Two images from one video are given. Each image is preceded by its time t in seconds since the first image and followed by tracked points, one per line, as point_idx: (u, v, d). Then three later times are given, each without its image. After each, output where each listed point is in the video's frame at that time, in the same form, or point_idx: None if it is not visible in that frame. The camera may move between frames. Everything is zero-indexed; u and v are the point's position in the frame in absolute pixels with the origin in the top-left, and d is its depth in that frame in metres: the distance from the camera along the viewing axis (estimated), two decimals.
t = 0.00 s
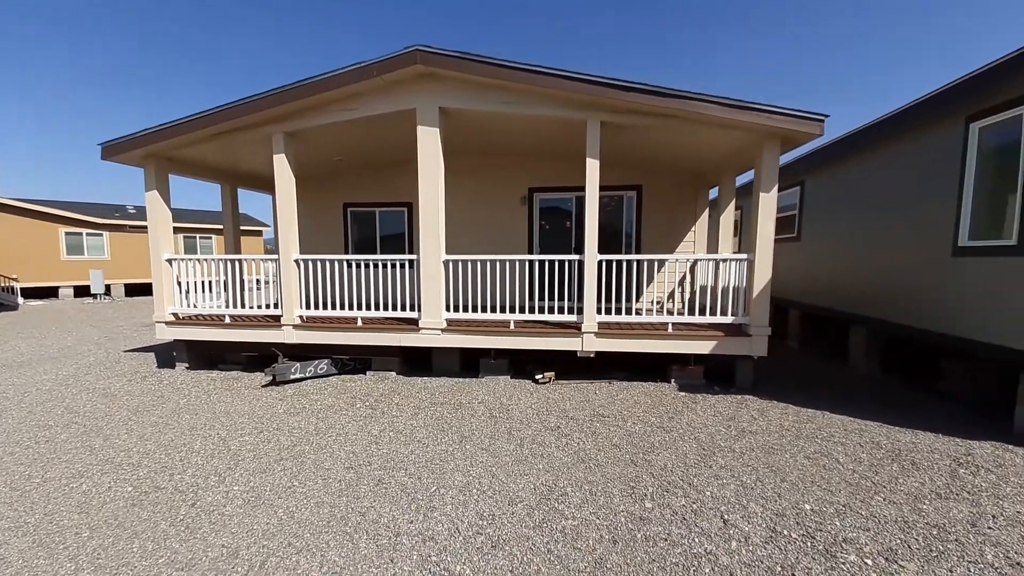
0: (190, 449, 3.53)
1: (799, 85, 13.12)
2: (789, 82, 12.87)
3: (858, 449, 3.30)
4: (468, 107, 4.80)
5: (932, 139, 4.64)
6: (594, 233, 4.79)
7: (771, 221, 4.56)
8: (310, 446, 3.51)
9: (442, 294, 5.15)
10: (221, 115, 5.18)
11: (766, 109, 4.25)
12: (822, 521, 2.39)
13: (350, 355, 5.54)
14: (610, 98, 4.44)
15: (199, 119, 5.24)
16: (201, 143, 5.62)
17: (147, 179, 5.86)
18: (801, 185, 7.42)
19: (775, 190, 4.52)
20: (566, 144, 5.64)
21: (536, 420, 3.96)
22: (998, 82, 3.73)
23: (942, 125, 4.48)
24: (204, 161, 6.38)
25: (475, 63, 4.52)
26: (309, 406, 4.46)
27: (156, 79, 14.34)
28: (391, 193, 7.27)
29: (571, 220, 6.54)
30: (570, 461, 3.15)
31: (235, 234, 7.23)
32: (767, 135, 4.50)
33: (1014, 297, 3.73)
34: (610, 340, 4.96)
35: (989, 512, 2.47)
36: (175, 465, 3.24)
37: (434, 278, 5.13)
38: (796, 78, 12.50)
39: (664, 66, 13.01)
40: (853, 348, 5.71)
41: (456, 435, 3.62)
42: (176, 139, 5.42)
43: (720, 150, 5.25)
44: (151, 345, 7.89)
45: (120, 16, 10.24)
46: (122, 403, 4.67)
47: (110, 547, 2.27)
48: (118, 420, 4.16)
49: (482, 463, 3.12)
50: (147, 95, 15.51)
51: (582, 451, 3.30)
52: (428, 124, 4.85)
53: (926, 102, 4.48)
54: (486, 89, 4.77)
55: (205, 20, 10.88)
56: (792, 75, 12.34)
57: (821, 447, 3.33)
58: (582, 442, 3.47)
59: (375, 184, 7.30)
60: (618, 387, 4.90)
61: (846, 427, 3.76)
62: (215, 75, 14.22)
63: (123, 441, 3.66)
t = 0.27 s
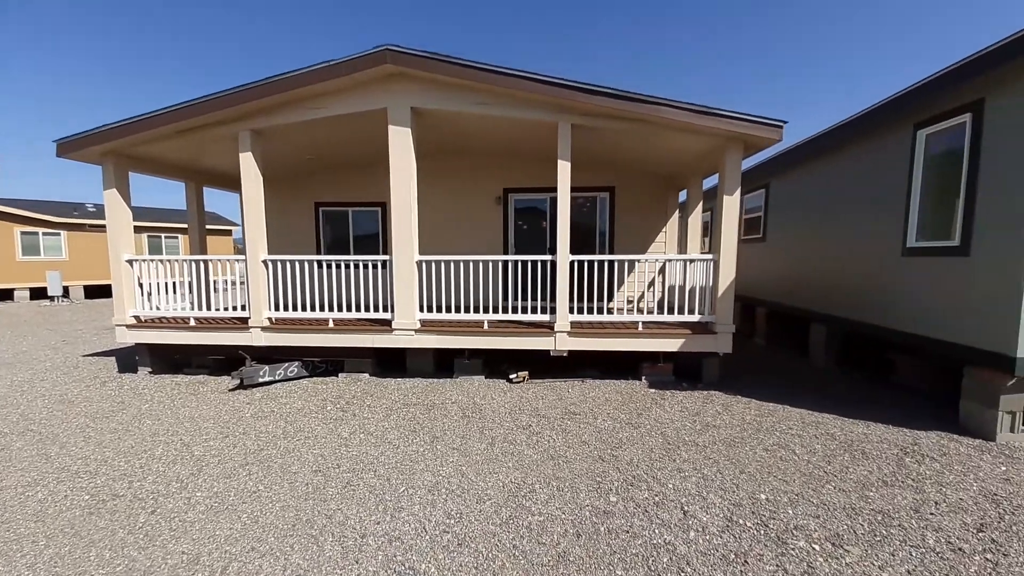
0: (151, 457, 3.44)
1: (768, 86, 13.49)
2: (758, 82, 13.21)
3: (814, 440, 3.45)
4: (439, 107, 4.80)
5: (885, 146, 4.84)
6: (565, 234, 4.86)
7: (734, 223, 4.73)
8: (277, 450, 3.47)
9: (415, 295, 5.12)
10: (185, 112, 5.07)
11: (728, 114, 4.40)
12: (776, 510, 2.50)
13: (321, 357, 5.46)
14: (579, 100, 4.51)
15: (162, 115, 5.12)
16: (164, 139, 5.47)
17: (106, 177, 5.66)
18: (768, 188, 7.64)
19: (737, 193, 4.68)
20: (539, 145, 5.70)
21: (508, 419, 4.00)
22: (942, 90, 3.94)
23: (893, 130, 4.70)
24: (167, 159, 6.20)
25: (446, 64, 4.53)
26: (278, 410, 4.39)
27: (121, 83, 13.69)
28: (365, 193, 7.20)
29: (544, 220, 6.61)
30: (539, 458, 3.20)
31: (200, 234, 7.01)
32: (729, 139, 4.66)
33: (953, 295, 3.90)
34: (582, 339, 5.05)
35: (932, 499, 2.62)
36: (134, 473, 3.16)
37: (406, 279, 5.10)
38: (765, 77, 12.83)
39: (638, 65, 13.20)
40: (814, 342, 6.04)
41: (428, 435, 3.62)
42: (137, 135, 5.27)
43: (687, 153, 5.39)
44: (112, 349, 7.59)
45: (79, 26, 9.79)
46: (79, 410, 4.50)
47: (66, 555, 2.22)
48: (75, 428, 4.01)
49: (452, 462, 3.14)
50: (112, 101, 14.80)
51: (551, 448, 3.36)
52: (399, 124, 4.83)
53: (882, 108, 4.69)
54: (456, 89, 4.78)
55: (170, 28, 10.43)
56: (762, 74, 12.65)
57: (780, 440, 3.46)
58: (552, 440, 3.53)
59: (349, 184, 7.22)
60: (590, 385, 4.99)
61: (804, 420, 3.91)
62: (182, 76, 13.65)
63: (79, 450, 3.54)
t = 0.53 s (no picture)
0: (117, 461, 3.37)
1: (751, 87, 13.62)
2: (742, 82, 13.33)
3: (785, 437, 3.51)
4: (417, 106, 4.76)
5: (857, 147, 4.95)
6: (544, 233, 4.86)
7: (711, 223, 4.79)
8: (248, 453, 3.41)
9: (394, 295, 5.05)
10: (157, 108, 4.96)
11: (704, 116, 4.45)
12: (744, 507, 2.53)
13: (298, 358, 5.38)
14: (557, 100, 4.52)
15: (133, 110, 5.01)
16: (136, 135, 5.35)
17: (74, 173, 5.50)
18: (746, 189, 7.76)
19: (714, 194, 4.74)
20: (519, 145, 5.69)
21: (486, 419, 3.98)
22: (910, 94, 4.04)
23: (865, 133, 4.80)
24: (139, 155, 6.05)
25: (424, 62, 4.50)
26: (252, 413, 4.31)
27: (95, 77, 13.32)
28: (346, 191, 7.11)
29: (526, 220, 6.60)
30: (515, 458, 3.19)
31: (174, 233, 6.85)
32: (705, 140, 4.71)
33: (921, 294, 4.00)
34: (562, 338, 5.06)
35: (896, 494, 2.68)
36: (98, 479, 3.09)
37: (385, 279, 5.03)
38: (749, 77, 12.95)
39: (624, 65, 13.28)
40: (791, 340, 6.20)
41: (403, 436, 3.59)
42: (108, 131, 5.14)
43: (666, 154, 5.44)
44: (83, 351, 7.37)
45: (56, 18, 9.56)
46: (45, 414, 4.37)
47: (24, 562, 2.18)
48: (39, 433, 3.90)
49: (426, 463, 3.11)
50: (85, 96, 14.39)
51: (527, 448, 3.35)
52: (377, 122, 4.78)
53: (852, 112, 4.81)
54: (435, 88, 4.75)
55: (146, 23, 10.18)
56: (746, 75, 12.77)
57: (753, 437, 3.51)
58: (528, 439, 3.52)
59: (328, 182, 7.11)
60: (570, 384, 5.00)
61: (777, 417, 3.97)
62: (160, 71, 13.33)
63: (42, 456, 3.44)
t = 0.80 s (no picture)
0: (83, 466, 3.28)
1: (741, 85, 13.59)
2: (732, 81, 13.31)
3: (766, 438, 3.48)
4: (397, 103, 4.69)
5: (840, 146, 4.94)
6: (527, 232, 4.81)
7: (695, 222, 4.76)
8: (219, 458, 3.32)
9: (375, 295, 4.96)
10: (132, 104, 4.86)
11: (686, 114, 4.41)
12: (719, 510, 2.49)
13: (278, 359, 5.28)
14: (539, 98, 4.47)
15: (107, 107, 4.90)
16: (111, 132, 5.24)
17: (47, 171, 5.38)
18: (733, 189, 7.75)
19: (697, 193, 4.71)
20: (503, 143, 5.63)
21: (466, 421, 3.91)
22: (891, 93, 4.02)
23: (848, 132, 4.79)
24: (116, 153, 5.93)
25: (403, 58, 4.43)
26: (227, 416, 4.22)
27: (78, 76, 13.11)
28: (330, 189, 7.01)
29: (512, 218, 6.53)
30: (491, 461, 3.13)
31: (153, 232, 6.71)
32: (688, 138, 4.68)
33: (902, 293, 3.98)
34: (545, 338, 5.01)
35: (873, 496, 2.66)
36: (61, 485, 3.00)
37: (365, 278, 4.94)
38: (739, 75, 12.92)
39: (614, 65, 13.25)
40: (776, 337, 6.21)
41: (379, 439, 3.51)
42: (82, 128, 5.04)
43: (650, 152, 5.40)
44: (61, 353, 7.22)
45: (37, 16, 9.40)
46: (13, 418, 4.26)
47: None
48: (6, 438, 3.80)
49: (400, 467, 3.03)
50: (69, 95, 14.16)
51: (504, 451, 3.29)
52: (357, 119, 4.71)
53: (835, 110, 4.80)
54: (415, 85, 4.68)
55: (127, 19, 9.99)
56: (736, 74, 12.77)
57: (733, 438, 3.48)
58: (506, 442, 3.46)
59: (312, 180, 7.01)
60: (554, 385, 4.94)
61: (759, 417, 3.94)
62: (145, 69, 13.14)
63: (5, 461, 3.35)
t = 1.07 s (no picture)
0: (51, 473, 3.17)
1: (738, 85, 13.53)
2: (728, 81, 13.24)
3: (755, 443, 3.40)
4: (382, 99, 4.59)
5: (832, 145, 4.87)
6: (514, 232, 4.71)
7: (685, 222, 4.68)
8: (190, 465, 3.21)
9: (360, 297, 4.85)
10: (110, 100, 4.75)
11: (676, 113, 4.34)
12: (703, 520, 2.41)
13: (261, 361, 5.18)
14: (526, 95, 4.37)
15: (86, 102, 4.79)
16: (90, 129, 5.13)
17: (24, 168, 5.25)
18: (726, 189, 7.68)
19: (687, 193, 4.63)
20: (492, 141, 5.53)
21: (450, 425, 3.81)
22: (884, 91, 3.95)
23: (840, 131, 4.72)
24: (97, 150, 5.82)
25: (387, 53, 4.32)
26: (205, 420, 4.11)
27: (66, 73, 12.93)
28: (317, 188, 6.90)
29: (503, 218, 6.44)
30: (473, 468, 3.03)
31: (136, 230, 6.58)
32: (678, 137, 4.59)
33: (894, 295, 3.92)
34: (533, 340, 4.92)
35: (862, 504, 2.58)
36: (25, 492, 2.89)
37: (349, 279, 4.82)
38: (735, 75, 12.86)
39: (609, 64, 13.17)
40: (768, 338, 6.19)
41: (358, 444, 3.42)
42: (60, 124, 4.93)
43: (640, 151, 5.31)
44: (43, 354, 7.08)
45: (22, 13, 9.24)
46: None
47: None
48: None
49: (376, 475, 2.93)
50: (56, 92, 13.97)
51: (486, 457, 3.19)
52: (341, 116, 4.60)
53: (826, 109, 4.74)
54: (400, 81, 4.58)
55: (114, 15, 9.85)
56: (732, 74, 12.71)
57: (720, 443, 3.40)
58: (488, 447, 3.36)
59: (299, 179, 6.90)
60: (542, 387, 4.86)
61: (748, 421, 3.87)
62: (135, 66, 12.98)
63: None
